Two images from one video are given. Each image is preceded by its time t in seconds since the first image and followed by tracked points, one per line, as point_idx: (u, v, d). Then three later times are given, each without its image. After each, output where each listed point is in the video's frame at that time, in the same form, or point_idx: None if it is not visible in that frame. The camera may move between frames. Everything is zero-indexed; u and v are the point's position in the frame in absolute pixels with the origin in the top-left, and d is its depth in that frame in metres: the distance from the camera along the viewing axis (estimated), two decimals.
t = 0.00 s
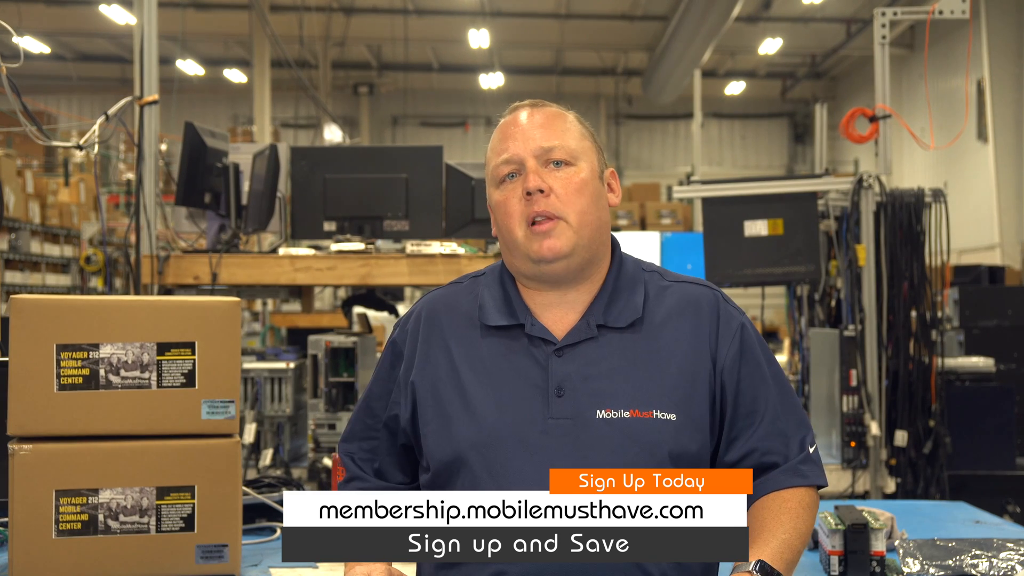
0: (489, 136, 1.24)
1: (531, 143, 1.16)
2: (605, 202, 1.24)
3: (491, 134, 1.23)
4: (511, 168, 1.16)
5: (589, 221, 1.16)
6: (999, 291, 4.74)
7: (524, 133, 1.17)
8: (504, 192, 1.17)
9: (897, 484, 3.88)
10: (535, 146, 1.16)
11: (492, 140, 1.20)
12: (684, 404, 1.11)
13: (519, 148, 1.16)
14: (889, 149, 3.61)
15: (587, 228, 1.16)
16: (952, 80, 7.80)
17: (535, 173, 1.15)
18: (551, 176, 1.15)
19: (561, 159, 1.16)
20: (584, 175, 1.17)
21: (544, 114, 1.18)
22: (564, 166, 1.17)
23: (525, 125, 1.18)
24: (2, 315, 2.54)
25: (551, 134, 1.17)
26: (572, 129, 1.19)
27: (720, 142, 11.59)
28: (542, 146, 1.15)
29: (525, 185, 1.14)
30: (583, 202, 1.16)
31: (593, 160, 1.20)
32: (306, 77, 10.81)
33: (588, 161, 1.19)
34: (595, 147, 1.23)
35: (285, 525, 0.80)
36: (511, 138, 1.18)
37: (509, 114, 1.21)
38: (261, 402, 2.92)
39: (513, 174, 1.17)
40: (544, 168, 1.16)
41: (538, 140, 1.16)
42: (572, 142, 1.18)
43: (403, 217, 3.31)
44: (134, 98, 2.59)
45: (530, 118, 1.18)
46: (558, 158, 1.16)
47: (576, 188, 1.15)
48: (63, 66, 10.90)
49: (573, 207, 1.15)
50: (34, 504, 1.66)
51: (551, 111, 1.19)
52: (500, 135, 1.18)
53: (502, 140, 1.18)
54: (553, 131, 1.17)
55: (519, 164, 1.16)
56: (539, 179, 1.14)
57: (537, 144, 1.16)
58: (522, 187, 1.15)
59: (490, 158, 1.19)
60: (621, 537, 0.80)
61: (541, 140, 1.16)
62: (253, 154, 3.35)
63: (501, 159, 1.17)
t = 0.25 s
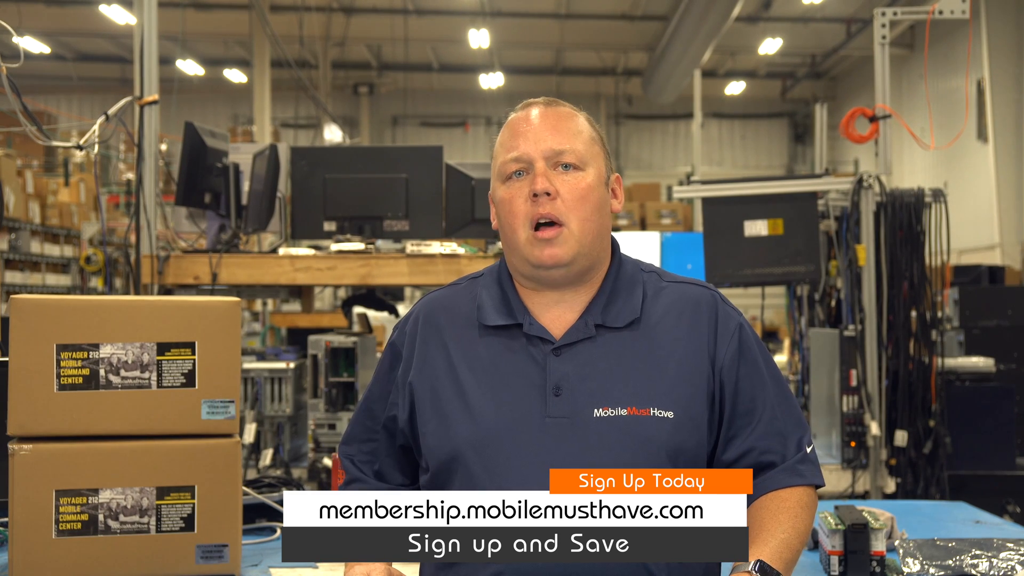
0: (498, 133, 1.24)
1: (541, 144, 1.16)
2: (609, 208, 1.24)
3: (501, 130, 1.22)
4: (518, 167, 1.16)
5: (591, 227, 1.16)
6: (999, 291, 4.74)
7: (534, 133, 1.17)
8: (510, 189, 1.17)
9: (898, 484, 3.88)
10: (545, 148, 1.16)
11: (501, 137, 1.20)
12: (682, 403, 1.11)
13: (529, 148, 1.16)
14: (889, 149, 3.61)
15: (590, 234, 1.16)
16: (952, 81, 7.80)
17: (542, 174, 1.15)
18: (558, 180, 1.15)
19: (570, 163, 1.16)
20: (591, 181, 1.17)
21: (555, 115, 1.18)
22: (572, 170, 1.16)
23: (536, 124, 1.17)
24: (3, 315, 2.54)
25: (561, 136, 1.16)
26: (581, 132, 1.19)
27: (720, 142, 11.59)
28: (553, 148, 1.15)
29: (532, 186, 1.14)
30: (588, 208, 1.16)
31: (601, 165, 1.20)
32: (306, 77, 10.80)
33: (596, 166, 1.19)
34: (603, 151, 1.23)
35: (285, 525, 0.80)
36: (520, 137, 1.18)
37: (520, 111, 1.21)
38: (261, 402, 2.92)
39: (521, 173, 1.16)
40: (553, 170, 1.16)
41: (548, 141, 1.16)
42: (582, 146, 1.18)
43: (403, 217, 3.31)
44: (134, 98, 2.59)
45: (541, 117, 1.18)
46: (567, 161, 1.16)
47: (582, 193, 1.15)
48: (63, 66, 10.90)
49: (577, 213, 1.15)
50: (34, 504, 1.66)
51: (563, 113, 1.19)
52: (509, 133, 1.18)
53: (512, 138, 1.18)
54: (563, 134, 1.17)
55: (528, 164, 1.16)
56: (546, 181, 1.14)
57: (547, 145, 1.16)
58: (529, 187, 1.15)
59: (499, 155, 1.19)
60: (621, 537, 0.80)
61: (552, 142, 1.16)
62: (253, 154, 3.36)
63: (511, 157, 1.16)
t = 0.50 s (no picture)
0: (490, 134, 1.24)
1: (533, 145, 1.16)
2: (604, 206, 1.23)
3: (493, 132, 1.22)
4: (512, 168, 1.16)
5: (585, 226, 1.16)
6: (1000, 291, 4.74)
7: (526, 135, 1.17)
8: (504, 192, 1.17)
9: (897, 484, 3.88)
10: (537, 149, 1.16)
11: (494, 139, 1.20)
12: (682, 403, 1.11)
13: (521, 150, 1.16)
14: (889, 149, 3.61)
15: (584, 233, 1.16)
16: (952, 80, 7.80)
17: (536, 176, 1.15)
18: (552, 180, 1.15)
19: (563, 163, 1.16)
20: (584, 181, 1.17)
21: (547, 116, 1.18)
22: (566, 170, 1.16)
23: (528, 125, 1.17)
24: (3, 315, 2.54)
25: (553, 137, 1.16)
26: (574, 132, 1.18)
27: (720, 142, 11.59)
28: (544, 149, 1.15)
29: (526, 187, 1.14)
30: (582, 207, 1.16)
31: (594, 164, 1.20)
32: (306, 77, 10.81)
33: (589, 164, 1.19)
34: (597, 150, 1.22)
35: (285, 525, 0.80)
36: (512, 139, 1.18)
37: (512, 112, 1.21)
38: (261, 402, 2.92)
39: (513, 175, 1.16)
40: (545, 171, 1.16)
41: (540, 142, 1.16)
42: (574, 145, 1.17)
43: (403, 217, 3.31)
44: (134, 98, 2.60)
45: (533, 118, 1.18)
46: (560, 162, 1.16)
47: (575, 193, 1.15)
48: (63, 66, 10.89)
49: (571, 213, 1.15)
50: (34, 505, 1.66)
51: (554, 113, 1.19)
52: (502, 134, 1.18)
53: (504, 140, 1.18)
54: (555, 135, 1.17)
55: (520, 166, 1.16)
56: (540, 183, 1.14)
57: (539, 146, 1.16)
58: (522, 190, 1.14)
59: (491, 157, 1.19)
60: (621, 537, 0.80)
61: (544, 143, 1.16)
62: (253, 154, 3.36)
63: (503, 159, 1.17)
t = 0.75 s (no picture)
0: (495, 137, 1.23)
1: (540, 149, 1.16)
2: (607, 212, 1.23)
3: (498, 135, 1.22)
4: (518, 172, 1.16)
5: (590, 232, 1.16)
6: (1000, 291, 4.74)
7: (531, 139, 1.16)
8: (509, 195, 1.16)
9: (898, 484, 3.87)
10: (543, 153, 1.15)
11: (499, 142, 1.20)
12: (681, 406, 1.11)
13: (527, 154, 1.16)
14: (889, 149, 3.61)
15: (588, 239, 1.16)
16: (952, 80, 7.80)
17: (542, 180, 1.15)
18: (558, 185, 1.15)
19: (569, 168, 1.16)
20: (589, 186, 1.17)
21: (553, 121, 1.17)
22: (571, 175, 1.16)
23: (534, 129, 1.17)
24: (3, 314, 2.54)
25: (559, 141, 1.16)
26: (579, 137, 1.18)
27: (720, 142, 11.59)
28: (551, 153, 1.15)
29: (532, 191, 1.14)
30: (587, 213, 1.16)
31: (599, 169, 1.20)
32: (306, 77, 10.81)
33: (594, 171, 1.19)
34: (601, 156, 1.23)
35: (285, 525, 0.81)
36: (518, 142, 1.18)
37: (517, 116, 1.21)
38: (261, 402, 2.92)
39: (520, 179, 1.16)
40: (551, 176, 1.16)
41: (545, 146, 1.16)
42: (580, 151, 1.17)
43: (403, 217, 3.31)
44: (134, 98, 2.60)
45: (539, 122, 1.18)
46: (566, 167, 1.16)
47: (580, 199, 1.15)
48: (63, 66, 10.90)
49: (577, 218, 1.15)
50: (34, 505, 1.66)
51: (559, 117, 1.18)
52: (508, 138, 1.18)
53: (509, 143, 1.18)
54: (561, 139, 1.17)
55: (527, 170, 1.16)
56: (545, 187, 1.14)
57: (545, 150, 1.16)
58: (529, 193, 1.14)
59: (496, 161, 1.19)
60: (621, 537, 0.80)
61: (551, 147, 1.16)
62: (253, 154, 3.36)
63: (510, 162, 1.16)
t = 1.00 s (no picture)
0: (502, 133, 1.24)
1: (550, 142, 1.17)
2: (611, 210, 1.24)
3: (505, 131, 1.23)
4: (527, 164, 1.17)
5: (597, 226, 1.17)
6: (1000, 291, 4.74)
7: (541, 133, 1.17)
8: (518, 187, 1.17)
9: (898, 484, 3.88)
10: (553, 146, 1.16)
11: (506, 137, 1.21)
12: (678, 400, 1.11)
13: (538, 147, 1.17)
14: (889, 149, 3.61)
15: (595, 233, 1.16)
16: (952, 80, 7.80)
17: (552, 172, 1.15)
18: (567, 177, 1.16)
19: (577, 162, 1.17)
20: (597, 181, 1.17)
21: (561, 118, 1.19)
22: (579, 170, 1.17)
23: (543, 124, 1.18)
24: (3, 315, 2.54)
25: (568, 136, 1.17)
26: (586, 134, 1.20)
27: (720, 142, 11.59)
28: (561, 147, 1.16)
29: (542, 182, 1.15)
30: (594, 207, 1.17)
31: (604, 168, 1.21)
32: (306, 77, 10.81)
33: (600, 168, 1.20)
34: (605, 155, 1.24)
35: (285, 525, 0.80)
36: (526, 136, 1.19)
37: (525, 112, 1.22)
38: (261, 402, 2.92)
39: (528, 171, 1.17)
40: (561, 169, 1.16)
41: (555, 140, 1.17)
42: (588, 147, 1.19)
43: (403, 217, 3.31)
44: (134, 98, 2.59)
45: (548, 118, 1.19)
46: (575, 161, 1.17)
47: (589, 192, 1.16)
48: (63, 66, 10.89)
49: (585, 211, 1.15)
50: (34, 505, 1.66)
51: (567, 115, 1.20)
52: (516, 133, 1.19)
53: (518, 137, 1.19)
54: (569, 134, 1.18)
55: (536, 162, 1.17)
56: (557, 178, 1.14)
57: (554, 144, 1.17)
58: (538, 184, 1.15)
59: (505, 154, 1.19)
60: (621, 537, 0.80)
61: (561, 141, 1.17)
62: (253, 154, 3.35)
63: (520, 154, 1.17)
